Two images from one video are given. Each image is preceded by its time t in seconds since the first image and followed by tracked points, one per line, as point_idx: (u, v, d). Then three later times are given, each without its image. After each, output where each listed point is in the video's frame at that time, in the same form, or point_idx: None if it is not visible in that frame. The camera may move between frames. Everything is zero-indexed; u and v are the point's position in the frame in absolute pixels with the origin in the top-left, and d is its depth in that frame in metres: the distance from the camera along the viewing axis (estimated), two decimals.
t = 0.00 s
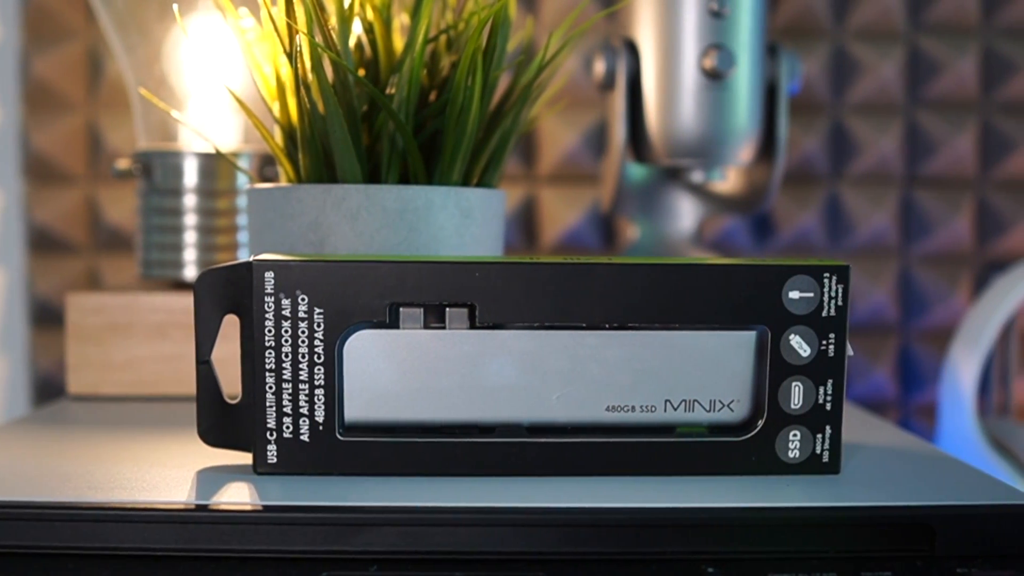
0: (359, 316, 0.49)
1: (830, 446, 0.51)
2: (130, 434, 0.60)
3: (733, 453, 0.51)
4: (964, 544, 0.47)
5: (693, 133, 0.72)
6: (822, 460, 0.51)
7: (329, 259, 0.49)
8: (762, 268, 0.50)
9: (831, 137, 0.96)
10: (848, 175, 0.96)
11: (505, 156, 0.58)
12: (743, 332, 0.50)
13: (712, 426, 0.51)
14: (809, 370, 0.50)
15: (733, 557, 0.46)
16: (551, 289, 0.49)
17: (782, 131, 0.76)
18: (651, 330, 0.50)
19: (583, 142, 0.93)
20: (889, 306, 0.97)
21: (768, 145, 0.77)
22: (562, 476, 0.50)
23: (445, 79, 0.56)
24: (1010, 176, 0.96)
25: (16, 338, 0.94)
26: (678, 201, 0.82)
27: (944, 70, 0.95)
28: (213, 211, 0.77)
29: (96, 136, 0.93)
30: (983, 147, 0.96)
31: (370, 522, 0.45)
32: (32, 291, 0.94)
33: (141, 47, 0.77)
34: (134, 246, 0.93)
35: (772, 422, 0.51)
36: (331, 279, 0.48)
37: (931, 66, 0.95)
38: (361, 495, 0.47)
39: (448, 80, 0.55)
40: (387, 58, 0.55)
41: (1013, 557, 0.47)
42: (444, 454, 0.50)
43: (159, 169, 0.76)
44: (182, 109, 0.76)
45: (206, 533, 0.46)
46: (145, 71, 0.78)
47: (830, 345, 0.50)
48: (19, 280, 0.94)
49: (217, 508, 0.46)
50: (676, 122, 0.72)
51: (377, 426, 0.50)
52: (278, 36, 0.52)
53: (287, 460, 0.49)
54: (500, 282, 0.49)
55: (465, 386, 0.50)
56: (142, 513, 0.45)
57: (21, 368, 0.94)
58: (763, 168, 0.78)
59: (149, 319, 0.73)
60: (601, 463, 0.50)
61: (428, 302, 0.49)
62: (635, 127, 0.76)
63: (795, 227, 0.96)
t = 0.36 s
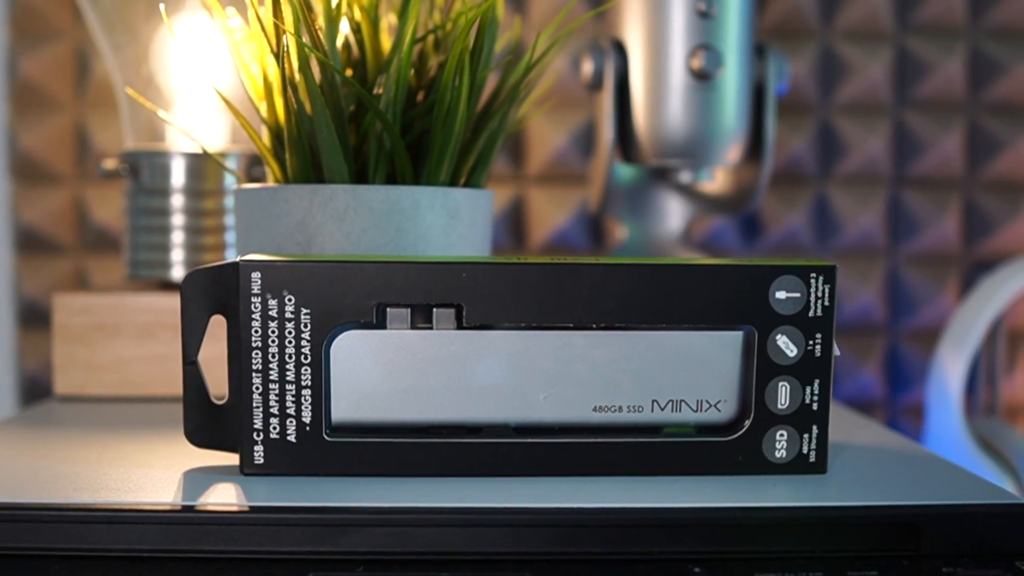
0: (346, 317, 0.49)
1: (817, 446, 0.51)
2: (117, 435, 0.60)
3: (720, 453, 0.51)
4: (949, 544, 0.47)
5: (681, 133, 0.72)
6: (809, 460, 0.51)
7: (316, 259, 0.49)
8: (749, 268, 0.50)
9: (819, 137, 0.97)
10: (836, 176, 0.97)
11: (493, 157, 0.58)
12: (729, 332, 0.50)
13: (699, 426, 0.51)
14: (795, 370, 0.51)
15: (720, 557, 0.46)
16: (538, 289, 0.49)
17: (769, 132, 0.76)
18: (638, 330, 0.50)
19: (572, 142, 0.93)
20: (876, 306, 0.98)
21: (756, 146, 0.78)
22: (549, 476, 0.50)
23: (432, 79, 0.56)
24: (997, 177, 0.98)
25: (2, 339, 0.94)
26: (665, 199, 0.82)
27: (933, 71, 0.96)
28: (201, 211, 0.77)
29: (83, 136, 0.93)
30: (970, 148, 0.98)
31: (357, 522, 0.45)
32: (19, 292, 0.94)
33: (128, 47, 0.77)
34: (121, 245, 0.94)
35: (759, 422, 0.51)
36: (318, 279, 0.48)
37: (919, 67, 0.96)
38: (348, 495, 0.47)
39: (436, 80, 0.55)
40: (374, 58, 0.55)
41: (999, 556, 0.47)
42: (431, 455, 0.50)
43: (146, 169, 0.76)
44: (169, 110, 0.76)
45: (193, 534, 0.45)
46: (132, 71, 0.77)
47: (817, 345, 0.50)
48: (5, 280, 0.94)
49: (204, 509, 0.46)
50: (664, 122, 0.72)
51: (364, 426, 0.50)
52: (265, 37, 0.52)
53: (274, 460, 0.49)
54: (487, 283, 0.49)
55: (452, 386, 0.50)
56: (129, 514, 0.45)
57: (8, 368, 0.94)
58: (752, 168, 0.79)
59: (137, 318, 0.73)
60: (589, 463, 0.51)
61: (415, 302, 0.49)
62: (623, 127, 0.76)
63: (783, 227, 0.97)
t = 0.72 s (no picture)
0: (333, 317, 0.49)
1: (804, 446, 0.52)
2: (104, 436, 0.59)
3: (707, 453, 0.51)
4: (936, 543, 0.47)
5: (669, 133, 0.72)
6: (796, 460, 0.52)
7: (303, 259, 0.49)
8: (734, 269, 0.50)
9: (807, 137, 0.97)
10: (824, 176, 0.97)
11: (481, 157, 0.58)
12: (716, 332, 0.50)
13: (686, 426, 0.51)
14: (782, 369, 0.51)
15: (708, 556, 0.46)
16: (525, 289, 0.49)
17: (757, 132, 0.76)
18: (625, 330, 0.50)
19: (560, 143, 0.93)
20: (864, 306, 0.98)
21: (744, 146, 0.78)
22: (536, 476, 0.51)
23: (420, 79, 0.57)
24: (984, 177, 0.98)
25: None
26: (654, 200, 0.82)
27: (920, 72, 0.96)
28: (188, 211, 0.76)
29: (70, 136, 0.93)
30: (957, 149, 0.98)
31: (344, 523, 0.45)
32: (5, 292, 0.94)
33: (115, 47, 0.77)
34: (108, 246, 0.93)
35: (746, 422, 0.51)
36: (305, 279, 0.48)
37: (906, 67, 0.97)
38: (335, 496, 0.47)
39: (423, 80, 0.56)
40: (361, 58, 0.55)
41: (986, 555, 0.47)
42: (418, 455, 0.50)
43: (133, 169, 0.76)
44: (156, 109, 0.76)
45: (179, 535, 0.45)
46: (119, 70, 0.77)
47: (804, 345, 0.51)
48: None
49: (190, 510, 0.46)
50: (653, 122, 0.72)
51: (351, 427, 0.50)
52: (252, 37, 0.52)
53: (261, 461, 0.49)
54: (475, 283, 0.49)
55: (439, 386, 0.50)
56: (115, 515, 0.45)
57: None
58: (739, 169, 0.79)
59: (125, 319, 0.73)
60: (576, 463, 0.51)
61: (402, 302, 0.49)
62: (611, 127, 0.76)
63: (771, 227, 0.97)
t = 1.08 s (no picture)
0: (320, 318, 0.48)
1: (790, 446, 0.52)
2: (91, 437, 0.59)
3: (694, 453, 0.51)
4: (922, 542, 0.47)
5: (657, 134, 0.72)
6: (782, 460, 0.52)
7: (290, 259, 0.49)
8: (720, 269, 0.50)
9: (794, 137, 0.97)
10: (812, 176, 0.98)
11: (468, 157, 0.58)
12: (703, 332, 0.50)
13: (674, 426, 0.52)
14: (769, 369, 0.51)
15: (695, 556, 0.46)
16: (512, 289, 0.49)
17: (744, 133, 0.76)
18: (612, 330, 0.50)
19: (548, 143, 0.94)
20: (851, 306, 0.98)
21: (732, 147, 0.78)
22: (523, 476, 0.51)
23: (407, 79, 0.57)
24: (971, 177, 0.99)
25: None
26: (642, 201, 0.82)
27: (907, 72, 0.97)
28: (175, 211, 0.76)
29: (58, 136, 0.92)
30: (944, 149, 0.99)
31: (331, 523, 0.45)
32: None
33: (102, 47, 0.77)
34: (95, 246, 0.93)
35: (733, 422, 0.51)
36: (291, 280, 0.48)
37: (894, 68, 0.97)
38: (322, 497, 0.47)
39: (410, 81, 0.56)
40: (348, 58, 0.55)
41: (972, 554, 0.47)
42: (405, 456, 0.50)
43: (120, 169, 0.76)
44: (142, 110, 0.76)
45: (166, 536, 0.45)
46: (105, 70, 0.77)
47: (790, 345, 0.51)
48: None
49: (177, 511, 0.46)
50: (641, 123, 0.73)
51: (338, 427, 0.50)
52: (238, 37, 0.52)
53: (248, 462, 0.49)
54: (462, 283, 0.49)
55: (426, 386, 0.50)
56: (101, 516, 0.45)
57: None
58: (727, 169, 0.79)
59: (113, 319, 0.73)
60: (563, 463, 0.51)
61: (389, 302, 0.49)
62: (598, 128, 0.76)
63: (760, 227, 0.97)
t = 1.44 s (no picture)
0: (307, 318, 0.48)
1: (777, 445, 0.52)
2: (77, 437, 0.59)
3: (681, 453, 0.51)
4: (908, 541, 0.47)
5: (645, 134, 0.72)
6: (769, 460, 0.52)
7: (277, 259, 0.49)
8: (707, 269, 0.50)
9: (782, 137, 0.98)
10: (799, 176, 0.98)
11: (456, 157, 0.58)
12: (690, 332, 0.51)
13: (661, 426, 0.52)
14: (755, 369, 0.51)
15: (682, 556, 0.46)
16: (499, 289, 0.49)
17: (732, 133, 0.77)
18: (599, 330, 0.50)
19: (536, 143, 0.94)
20: (840, 306, 0.98)
21: (720, 147, 0.78)
22: (511, 477, 0.51)
23: (394, 79, 0.57)
24: (957, 178, 1.00)
25: None
26: (630, 201, 0.83)
27: (894, 74, 0.97)
28: (162, 211, 0.76)
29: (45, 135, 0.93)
30: (931, 149, 1.00)
31: (319, 524, 0.45)
32: None
33: (89, 46, 0.77)
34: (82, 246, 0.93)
35: (720, 421, 0.51)
36: (278, 280, 0.48)
37: (881, 69, 0.98)
38: (309, 497, 0.47)
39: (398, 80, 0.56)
40: (336, 58, 0.55)
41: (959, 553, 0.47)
42: (393, 456, 0.50)
43: (107, 169, 0.76)
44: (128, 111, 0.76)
45: (152, 536, 0.45)
46: (91, 70, 0.77)
47: (777, 345, 0.51)
48: None
49: (163, 511, 0.46)
50: (629, 122, 0.73)
51: (325, 427, 0.50)
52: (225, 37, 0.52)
53: (234, 462, 0.49)
54: (449, 283, 0.49)
55: (413, 387, 0.50)
56: (87, 517, 0.45)
57: None
58: (716, 169, 0.80)
59: (101, 319, 0.73)
60: (551, 463, 0.51)
61: (376, 302, 0.49)
62: (587, 128, 0.76)
63: (749, 227, 0.98)
